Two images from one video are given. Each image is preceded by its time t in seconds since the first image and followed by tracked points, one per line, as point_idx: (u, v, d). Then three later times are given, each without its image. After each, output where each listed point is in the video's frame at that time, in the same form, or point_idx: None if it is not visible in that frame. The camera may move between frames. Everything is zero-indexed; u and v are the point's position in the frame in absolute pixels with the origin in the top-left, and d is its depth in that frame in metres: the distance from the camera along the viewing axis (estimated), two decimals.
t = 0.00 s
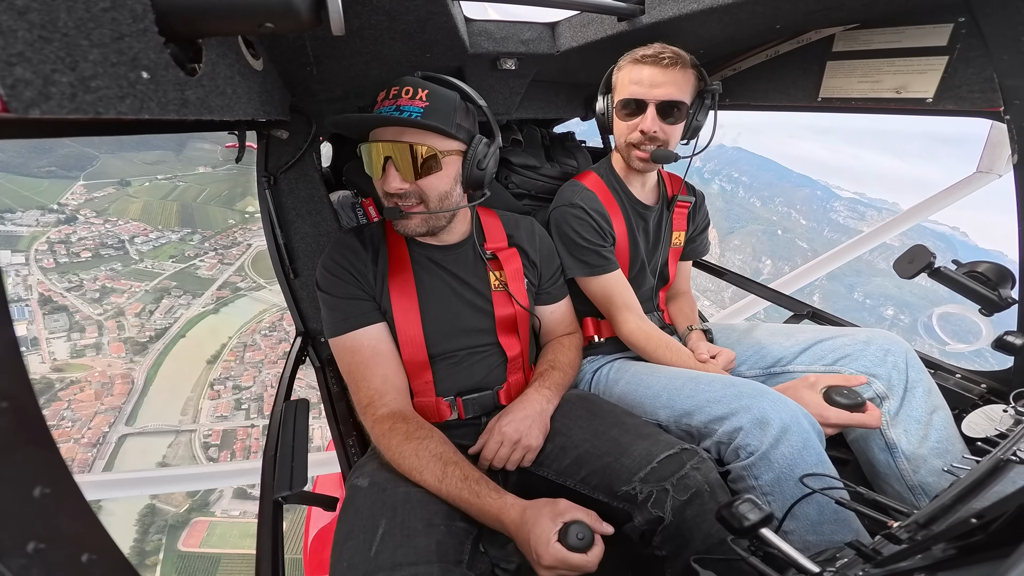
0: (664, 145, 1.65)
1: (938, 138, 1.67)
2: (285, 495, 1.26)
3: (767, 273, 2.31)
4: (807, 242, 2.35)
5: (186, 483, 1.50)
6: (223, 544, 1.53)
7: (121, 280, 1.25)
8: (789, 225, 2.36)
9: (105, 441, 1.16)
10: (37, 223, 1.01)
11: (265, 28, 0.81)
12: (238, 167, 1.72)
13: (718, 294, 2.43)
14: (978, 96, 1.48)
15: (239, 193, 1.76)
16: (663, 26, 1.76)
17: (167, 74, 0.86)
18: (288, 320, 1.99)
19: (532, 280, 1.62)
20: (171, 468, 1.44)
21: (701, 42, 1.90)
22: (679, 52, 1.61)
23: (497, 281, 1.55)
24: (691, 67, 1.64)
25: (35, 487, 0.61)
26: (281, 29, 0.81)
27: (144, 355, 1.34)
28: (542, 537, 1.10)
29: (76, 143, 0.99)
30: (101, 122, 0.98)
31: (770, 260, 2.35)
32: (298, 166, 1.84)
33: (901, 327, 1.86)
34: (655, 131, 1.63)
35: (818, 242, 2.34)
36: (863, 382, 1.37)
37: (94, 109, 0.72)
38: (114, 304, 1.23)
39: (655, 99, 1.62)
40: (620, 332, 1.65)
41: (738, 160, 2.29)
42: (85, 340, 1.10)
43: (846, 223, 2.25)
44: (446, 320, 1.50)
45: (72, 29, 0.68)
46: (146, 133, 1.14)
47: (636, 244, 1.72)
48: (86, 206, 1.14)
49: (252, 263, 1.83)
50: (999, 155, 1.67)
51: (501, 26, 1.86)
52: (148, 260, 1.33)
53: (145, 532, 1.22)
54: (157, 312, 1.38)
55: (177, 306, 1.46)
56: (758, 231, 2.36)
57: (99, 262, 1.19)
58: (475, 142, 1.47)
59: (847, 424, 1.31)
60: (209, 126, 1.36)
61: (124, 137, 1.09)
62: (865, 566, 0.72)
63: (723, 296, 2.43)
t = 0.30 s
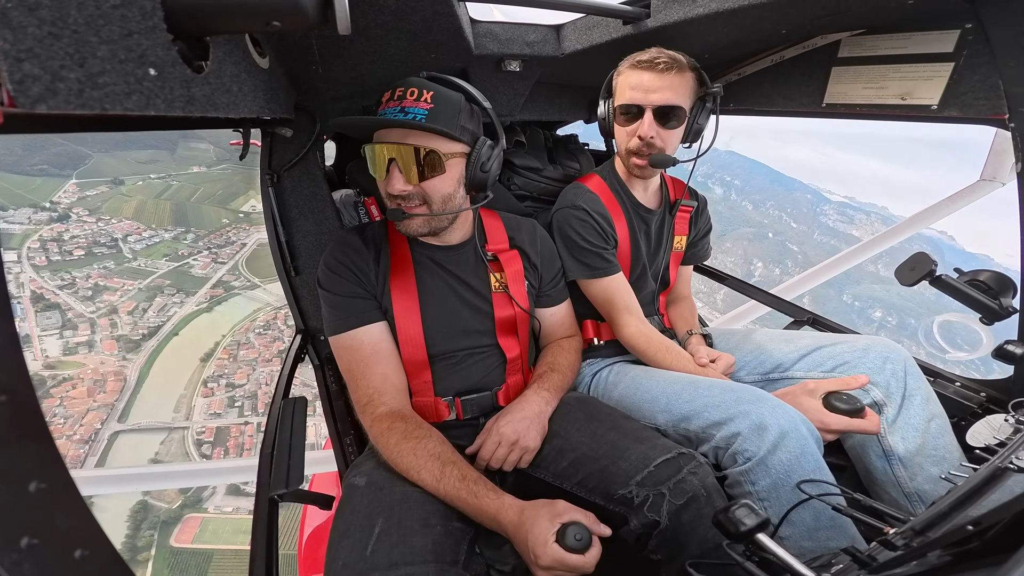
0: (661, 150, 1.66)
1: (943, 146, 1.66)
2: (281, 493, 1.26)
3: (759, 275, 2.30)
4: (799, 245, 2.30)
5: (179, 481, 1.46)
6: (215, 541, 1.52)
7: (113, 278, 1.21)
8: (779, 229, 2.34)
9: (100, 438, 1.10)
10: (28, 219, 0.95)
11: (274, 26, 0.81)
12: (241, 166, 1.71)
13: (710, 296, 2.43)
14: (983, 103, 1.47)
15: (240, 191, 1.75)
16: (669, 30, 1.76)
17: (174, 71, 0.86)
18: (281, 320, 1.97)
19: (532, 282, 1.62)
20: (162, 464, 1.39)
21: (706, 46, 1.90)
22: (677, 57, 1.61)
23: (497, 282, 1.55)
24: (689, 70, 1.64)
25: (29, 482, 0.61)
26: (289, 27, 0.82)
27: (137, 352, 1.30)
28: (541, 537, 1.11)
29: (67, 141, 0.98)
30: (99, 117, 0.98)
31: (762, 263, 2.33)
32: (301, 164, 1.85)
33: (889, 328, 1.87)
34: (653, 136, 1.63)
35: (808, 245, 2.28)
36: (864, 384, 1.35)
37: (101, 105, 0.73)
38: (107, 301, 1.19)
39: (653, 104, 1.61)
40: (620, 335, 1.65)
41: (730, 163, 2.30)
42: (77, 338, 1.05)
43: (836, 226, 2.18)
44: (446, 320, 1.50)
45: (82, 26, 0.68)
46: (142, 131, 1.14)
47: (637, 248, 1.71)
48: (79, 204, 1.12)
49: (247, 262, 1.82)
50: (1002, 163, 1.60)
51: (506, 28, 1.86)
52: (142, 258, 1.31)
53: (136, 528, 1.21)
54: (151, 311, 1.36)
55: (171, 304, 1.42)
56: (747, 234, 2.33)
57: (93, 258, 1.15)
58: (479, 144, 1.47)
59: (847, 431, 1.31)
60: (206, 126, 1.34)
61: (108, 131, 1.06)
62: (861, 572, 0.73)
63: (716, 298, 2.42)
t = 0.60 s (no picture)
0: (660, 157, 1.66)
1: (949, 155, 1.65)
2: (276, 492, 1.26)
3: (750, 275, 2.32)
4: (788, 246, 2.42)
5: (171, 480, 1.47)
6: (209, 537, 1.55)
7: (105, 277, 1.21)
8: (771, 229, 2.44)
9: (91, 436, 1.09)
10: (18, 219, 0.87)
11: (282, 25, 0.82)
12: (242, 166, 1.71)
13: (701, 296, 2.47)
14: (987, 112, 1.45)
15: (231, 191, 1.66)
16: (673, 36, 1.76)
17: (181, 68, 0.87)
18: (275, 320, 1.97)
19: (532, 286, 1.62)
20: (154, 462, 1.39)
21: (710, 52, 1.90)
22: (679, 63, 1.61)
23: (497, 285, 1.55)
24: (691, 77, 1.64)
25: (23, 477, 0.61)
26: (296, 26, 0.83)
27: (131, 352, 1.31)
28: (538, 538, 1.10)
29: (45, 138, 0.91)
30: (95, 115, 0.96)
31: (752, 263, 2.36)
32: (304, 163, 1.86)
33: (877, 327, 2.04)
34: (651, 144, 1.64)
35: (798, 246, 2.41)
36: (864, 391, 1.35)
37: (107, 102, 0.73)
38: (99, 301, 1.19)
39: (653, 111, 1.62)
40: (619, 340, 1.65)
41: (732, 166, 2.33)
42: (70, 337, 1.04)
43: (825, 228, 2.31)
44: (445, 321, 1.50)
45: (92, 23, 0.69)
46: (134, 127, 1.12)
47: (637, 253, 1.71)
48: (71, 203, 1.08)
49: (240, 262, 1.77)
50: (1004, 173, 1.61)
51: (511, 31, 1.86)
52: (134, 258, 1.30)
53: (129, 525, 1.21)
54: (144, 309, 1.35)
55: (163, 303, 1.44)
56: (740, 234, 2.36)
57: (85, 259, 1.14)
58: (475, 149, 1.47)
59: (845, 437, 1.31)
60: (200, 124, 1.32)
61: (98, 130, 1.03)
62: None
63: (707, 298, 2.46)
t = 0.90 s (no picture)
0: (665, 164, 1.66)
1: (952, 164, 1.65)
2: (270, 492, 1.26)
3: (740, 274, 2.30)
4: (779, 244, 2.31)
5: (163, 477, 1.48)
6: (204, 533, 1.57)
7: (98, 276, 1.20)
8: (762, 229, 2.31)
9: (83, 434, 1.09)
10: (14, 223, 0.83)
11: (289, 27, 0.83)
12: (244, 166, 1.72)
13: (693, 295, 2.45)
14: (991, 122, 1.46)
15: (224, 190, 1.66)
16: (677, 42, 1.76)
17: (189, 68, 0.88)
18: (270, 318, 1.99)
19: (533, 290, 1.62)
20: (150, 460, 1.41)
21: (714, 59, 1.90)
22: (686, 71, 1.61)
23: (498, 289, 1.55)
24: (697, 85, 1.64)
25: (15, 475, 0.60)
26: (304, 28, 0.84)
27: (124, 350, 1.31)
28: (538, 540, 1.10)
29: (31, 135, 0.87)
30: (93, 112, 0.95)
31: (743, 263, 2.30)
32: (308, 164, 1.86)
33: (866, 324, 2.05)
34: (656, 150, 1.64)
35: (789, 245, 2.30)
36: (865, 398, 1.34)
37: (116, 100, 0.74)
38: (92, 299, 1.17)
39: (658, 118, 1.62)
40: (620, 346, 1.64)
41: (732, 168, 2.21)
42: (62, 334, 1.03)
43: (816, 227, 2.20)
44: (445, 324, 1.50)
45: (104, 22, 0.70)
46: (124, 127, 1.12)
47: (638, 259, 1.71)
48: (61, 202, 1.07)
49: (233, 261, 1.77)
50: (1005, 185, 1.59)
51: (516, 35, 1.86)
52: (127, 258, 1.30)
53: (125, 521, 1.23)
54: (137, 309, 1.34)
55: (156, 302, 1.41)
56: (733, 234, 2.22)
57: (76, 258, 1.13)
58: (479, 154, 1.47)
59: (845, 443, 1.31)
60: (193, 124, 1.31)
61: (89, 129, 1.01)
62: None
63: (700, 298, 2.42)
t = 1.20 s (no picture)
0: (683, 166, 1.68)
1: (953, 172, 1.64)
2: (263, 493, 1.25)
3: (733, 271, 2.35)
4: (771, 240, 2.37)
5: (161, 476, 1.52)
6: (203, 528, 1.61)
7: (93, 276, 1.17)
8: (755, 226, 2.35)
9: (81, 432, 1.11)
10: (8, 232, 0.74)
11: (297, 28, 0.86)
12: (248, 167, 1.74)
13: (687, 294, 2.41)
14: (990, 133, 1.45)
15: (218, 190, 1.63)
16: (681, 51, 1.76)
17: (196, 68, 0.88)
18: (268, 316, 1.99)
19: (532, 295, 1.62)
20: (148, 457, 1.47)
21: (717, 68, 1.90)
22: (703, 78, 1.66)
23: (497, 294, 1.55)
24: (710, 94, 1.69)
25: (4, 471, 0.59)
26: (312, 28, 0.86)
27: (121, 349, 1.30)
28: (534, 546, 1.10)
29: (24, 135, 0.80)
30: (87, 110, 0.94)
31: (736, 260, 2.33)
32: (310, 165, 1.88)
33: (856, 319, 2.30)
34: (678, 154, 1.64)
35: (780, 241, 2.37)
36: (864, 408, 1.33)
37: (121, 98, 0.74)
38: (87, 299, 1.15)
39: (680, 120, 1.63)
40: (619, 354, 1.64)
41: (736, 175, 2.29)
42: (58, 333, 1.00)
43: (807, 225, 2.28)
44: (443, 329, 1.50)
45: (114, 21, 0.70)
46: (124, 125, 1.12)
47: (638, 266, 1.71)
48: (54, 201, 1.02)
49: (229, 260, 1.76)
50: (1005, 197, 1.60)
51: (521, 41, 1.87)
52: (122, 258, 1.27)
53: (126, 518, 1.31)
54: (133, 309, 1.34)
55: (152, 301, 1.42)
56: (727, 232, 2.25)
57: (71, 258, 1.10)
58: (486, 155, 1.48)
59: (843, 454, 1.30)
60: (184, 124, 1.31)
61: (81, 127, 0.97)
62: None
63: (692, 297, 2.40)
